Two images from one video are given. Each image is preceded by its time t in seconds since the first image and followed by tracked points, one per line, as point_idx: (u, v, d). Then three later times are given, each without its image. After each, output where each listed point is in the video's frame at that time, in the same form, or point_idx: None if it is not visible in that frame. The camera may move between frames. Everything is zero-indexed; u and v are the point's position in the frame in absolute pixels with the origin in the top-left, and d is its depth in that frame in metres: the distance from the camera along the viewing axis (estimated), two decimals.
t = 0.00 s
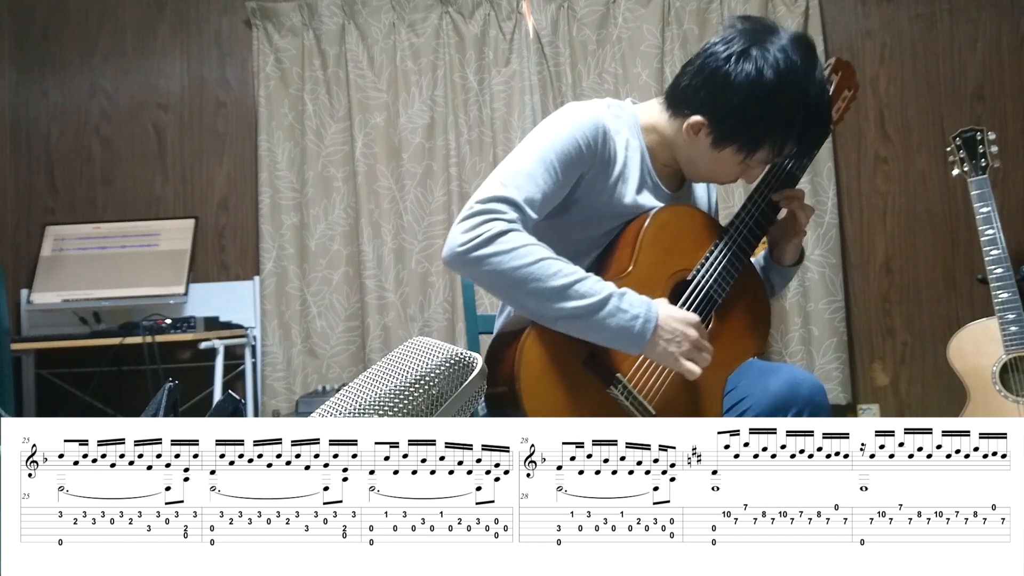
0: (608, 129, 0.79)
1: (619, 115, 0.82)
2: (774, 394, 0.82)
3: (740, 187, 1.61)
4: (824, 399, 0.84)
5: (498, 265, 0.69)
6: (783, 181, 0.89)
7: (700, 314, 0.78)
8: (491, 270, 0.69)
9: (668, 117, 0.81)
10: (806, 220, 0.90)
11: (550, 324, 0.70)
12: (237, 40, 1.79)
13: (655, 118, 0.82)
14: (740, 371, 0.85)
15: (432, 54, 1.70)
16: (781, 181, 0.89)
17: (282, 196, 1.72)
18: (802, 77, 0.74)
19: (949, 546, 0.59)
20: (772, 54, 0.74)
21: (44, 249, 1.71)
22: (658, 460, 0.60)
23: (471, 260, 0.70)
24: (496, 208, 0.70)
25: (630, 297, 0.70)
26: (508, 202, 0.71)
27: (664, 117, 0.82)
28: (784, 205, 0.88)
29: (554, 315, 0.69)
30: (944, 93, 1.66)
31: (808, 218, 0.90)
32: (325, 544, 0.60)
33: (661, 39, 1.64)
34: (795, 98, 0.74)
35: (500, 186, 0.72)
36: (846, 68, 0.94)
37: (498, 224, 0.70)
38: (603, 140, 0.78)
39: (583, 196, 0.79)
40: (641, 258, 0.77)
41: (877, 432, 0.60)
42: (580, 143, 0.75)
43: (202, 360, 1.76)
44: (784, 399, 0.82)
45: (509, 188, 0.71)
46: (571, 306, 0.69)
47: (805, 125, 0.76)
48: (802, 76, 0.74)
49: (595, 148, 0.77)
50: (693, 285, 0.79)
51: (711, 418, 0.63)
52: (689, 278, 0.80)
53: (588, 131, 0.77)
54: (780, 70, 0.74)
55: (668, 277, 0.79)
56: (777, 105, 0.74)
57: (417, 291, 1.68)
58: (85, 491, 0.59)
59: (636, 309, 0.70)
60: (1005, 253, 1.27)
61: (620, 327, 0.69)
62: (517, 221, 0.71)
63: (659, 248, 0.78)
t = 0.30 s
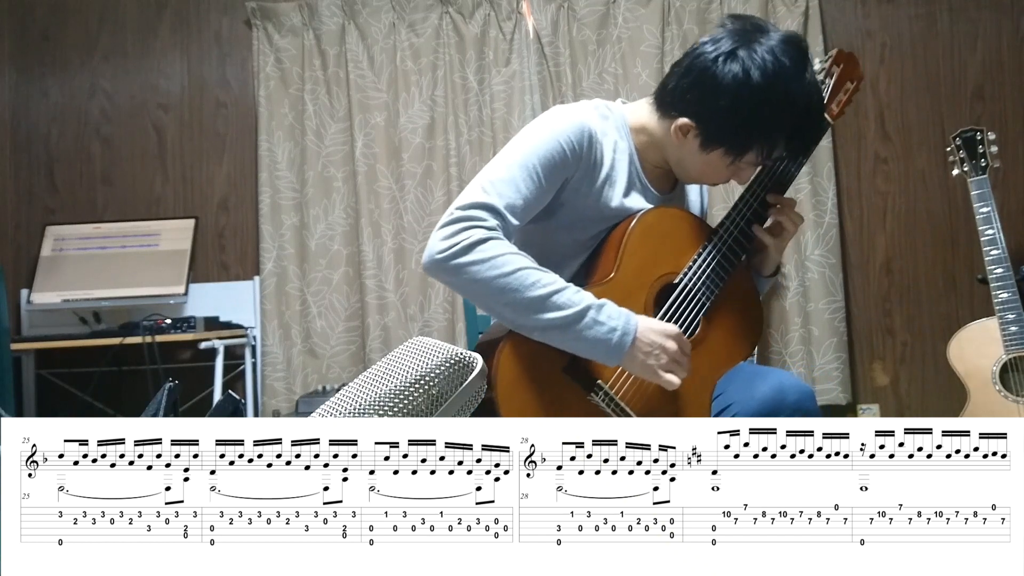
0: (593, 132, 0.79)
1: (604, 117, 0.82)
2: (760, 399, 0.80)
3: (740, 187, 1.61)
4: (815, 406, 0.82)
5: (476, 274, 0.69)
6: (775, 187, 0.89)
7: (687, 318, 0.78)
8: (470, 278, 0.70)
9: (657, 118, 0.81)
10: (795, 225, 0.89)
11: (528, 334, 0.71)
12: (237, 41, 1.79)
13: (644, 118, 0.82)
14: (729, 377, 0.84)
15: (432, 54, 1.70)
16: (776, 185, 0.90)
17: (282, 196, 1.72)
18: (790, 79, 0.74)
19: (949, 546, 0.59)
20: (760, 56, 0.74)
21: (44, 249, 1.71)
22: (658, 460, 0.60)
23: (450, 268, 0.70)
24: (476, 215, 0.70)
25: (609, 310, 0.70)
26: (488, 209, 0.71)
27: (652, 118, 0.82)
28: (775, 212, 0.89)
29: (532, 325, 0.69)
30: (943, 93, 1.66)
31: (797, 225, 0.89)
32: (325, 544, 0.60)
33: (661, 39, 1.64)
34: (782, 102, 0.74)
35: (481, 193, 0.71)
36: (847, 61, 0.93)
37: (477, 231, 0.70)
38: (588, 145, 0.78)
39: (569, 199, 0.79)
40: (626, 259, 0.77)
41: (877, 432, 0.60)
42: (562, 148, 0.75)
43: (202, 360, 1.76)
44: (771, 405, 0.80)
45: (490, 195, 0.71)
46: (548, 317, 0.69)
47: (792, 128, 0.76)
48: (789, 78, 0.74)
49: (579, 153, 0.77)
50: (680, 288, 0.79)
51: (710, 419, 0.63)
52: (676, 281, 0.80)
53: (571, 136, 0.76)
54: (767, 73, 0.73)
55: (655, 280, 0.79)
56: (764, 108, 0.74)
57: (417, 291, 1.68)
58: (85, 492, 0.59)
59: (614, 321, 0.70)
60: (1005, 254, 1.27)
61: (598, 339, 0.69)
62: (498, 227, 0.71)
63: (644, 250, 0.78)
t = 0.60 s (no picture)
0: (580, 132, 0.79)
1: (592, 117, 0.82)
2: (752, 400, 0.81)
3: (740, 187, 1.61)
4: (807, 406, 0.83)
5: (464, 279, 0.69)
6: (764, 185, 0.90)
7: (676, 318, 0.78)
8: (458, 283, 0.70)
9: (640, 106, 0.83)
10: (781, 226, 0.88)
11: (515, 340, 0.71)
12: (237, 41, 1.79)
13: (629, 110, 0.83)
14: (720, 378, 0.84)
15: (432, 54, 1.70)
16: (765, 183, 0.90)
17: (282, 196, 1.72)
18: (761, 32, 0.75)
19: (948, 546, 0.59)
20: (727, 17, 0.76)
21: (44, 249, 1.71)
22: (658, 460, 0.60)
23: (438, 272, 0.70)
24: (464, 219, 0.70)
25: (597, 317, 0.70)
26: (476, 213, 0.71)
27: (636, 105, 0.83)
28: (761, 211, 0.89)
29: (519, 332, 0.69)
30: (943, 92, 1.66)
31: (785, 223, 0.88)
32: (325, 544, 0.60)
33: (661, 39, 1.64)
34: (759, 55, 0.75)
35: (469, 196, 0.72)
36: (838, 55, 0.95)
37: (465, 236, 0.70)
38: (576, 147, 0.78)
39: (557, 199, 0.79)
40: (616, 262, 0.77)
41: (877, 432, 0.60)
42: (551, 150, 0.75)
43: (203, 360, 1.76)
44: (762, 405, 0.81)
45: (478, 198, 0.71)
46: (535, 324, 0.69)
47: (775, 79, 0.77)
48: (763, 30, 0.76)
49: (566, 155, 0.77)
50: (671, 288, 0.79)
51: (711, 418, 0.63)
52: (666, 283, 0.80)
53: (559, 138, 0.76)
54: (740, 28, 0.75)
55: (645, 283, 0.79)
56: (741, 65, 0.75)
57: (417, 291, 1.68)
58: (85, 492, 0.59)
59: (601, 330, 0.70)
60: (1005, 254, 1.27)
61: (585, 347, 0.69)
62: (486, 231, 0.71)
63: (634, 253, 0.78)
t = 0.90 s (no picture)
0: (578, 130, 0.80)
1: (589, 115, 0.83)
2: (754, 399, 0.81)
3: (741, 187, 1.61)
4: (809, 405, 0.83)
5: (468, 276, 0.69)
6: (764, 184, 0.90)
7: (678, 317, 0.78)
8: (462, 280, 0.70)
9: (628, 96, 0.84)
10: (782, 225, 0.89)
11: (521, 336, 0.70)
12: (237, 41, 1.79)
13: (621, 102, 0.84)
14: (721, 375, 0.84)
15: (432, 54, 1.70)
16: (764, 183, 0.90)
17: (282, 196, 1.72)
18: None
19: (948, 546, 0.59)
20: None
21: (44, 249, 1.71)
22: (658, 460, 0.60)
23: (442, 271, 0.70)
24: (466, 216, 0.71)
25: (602, 311, 0.70)
26: (478, 211, 0.71)
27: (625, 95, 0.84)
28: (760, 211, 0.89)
29: (525, 327, 0.69)
30: (943, 92, 1.66)
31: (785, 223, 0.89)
32: (325, 544, 0.60)
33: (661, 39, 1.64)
34: (735, 14, 0.77)
35: (471, 194, 0.72)
36: (832, 59, 0.95)
37: (469, 234, 0.70)
38: (574, 144, 0.79)
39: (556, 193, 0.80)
40: (618, 262, 0.77)
41: (877, 432, 0.60)
42: (551, 149, 0.76)
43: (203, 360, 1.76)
44: (764, 403, 0.81)
45: (479, 195, 0.72)
46: (540, 318, 0.69)
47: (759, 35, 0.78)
48: None
49: (565, 153, 0.78)
50: (672, 286, 0.79)
51: (711, 418, 0.63)
52: (668, 281, 0.80)
53: (558, 138, 0.77)
54: None
55: (647, 281, 0.78)
56: (717, 29, 0.77)
57: (417, 291, 1.68)
58: (85, 492, 0.59)
59: (607, 323, 0.70)
60: (1005, 254, 1.27)
61: (591, 340, 0.69)
62: (488, 228, 0.71)
63: (637, 252, 0.78)
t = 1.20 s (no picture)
0: (593, 129, 0.80)
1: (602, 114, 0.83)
2: (763, 394, 0.82)
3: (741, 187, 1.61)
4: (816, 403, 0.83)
5: (482, 265, 0.70)
6: (768, 189, 0.90)
7: (687, 316, 0.78)
8: (476, 269, 0.70)
9: (645, 97, 0.84)
10: (784, 228, 0.88)
11: (534, 326, 0.70)
12: (237, 41, 1.79)
13: (636, 105, 0.84)
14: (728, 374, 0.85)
15: (432, 54, 1.70)
16: (769, 188, 0.91)
17: (282, 196, 1.72)
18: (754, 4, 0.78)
19: (948, 546, 0.59)
20: None
21: (44, 249, 1.71)
22: (658, 460, 0.60)
23: (457, 259, 0.70)
24: (482, 206, 0.71)
25: (614, 304, 0.70)
26: (495, 202, 0.72)
27: (640, 97, 0.84)
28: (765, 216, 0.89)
29: (537, 317, 0.70)
30: (943, 92, 1.66)
31: (786, 227, 0.88)
32: (325, 544, 0.60)
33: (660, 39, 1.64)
34: (757, 24, 0.77)
35: (487, 186, 0.72)
36: (833, 71, 0.96)
37: (485, 223, 0.70)
38: (589, 140, 0.79)
39: (569, 191, 0.80)
40: (628, 261, 0.76)
41: (877, 432, 0.60)
42: (566, 144, 0.76)
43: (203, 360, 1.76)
44: (773, 399, 0.82)
45: (496, 187, 0.72)
46: (552, 309, 0.69)
47: (777, 49, 0.78)
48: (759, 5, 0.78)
49: (580, 148, 0.78)
50: (681, 285, 0.79)
51: (711, 418, 0.63)
52: (678, 280, 0.80)
53: (574, 133, 0.77)
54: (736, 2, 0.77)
55: (656, 279, 0.78)
56: (737, 37, 0.77)
57: (417, 291, 1.68)
58: (84, 492, 0.59)
59: (619, 316, 0.69)
60: (1005, 254, 1.27)
61: (602, 332, 0.69)
62: (504, 219, 0.71)
63: (645, 250, 0.78)
